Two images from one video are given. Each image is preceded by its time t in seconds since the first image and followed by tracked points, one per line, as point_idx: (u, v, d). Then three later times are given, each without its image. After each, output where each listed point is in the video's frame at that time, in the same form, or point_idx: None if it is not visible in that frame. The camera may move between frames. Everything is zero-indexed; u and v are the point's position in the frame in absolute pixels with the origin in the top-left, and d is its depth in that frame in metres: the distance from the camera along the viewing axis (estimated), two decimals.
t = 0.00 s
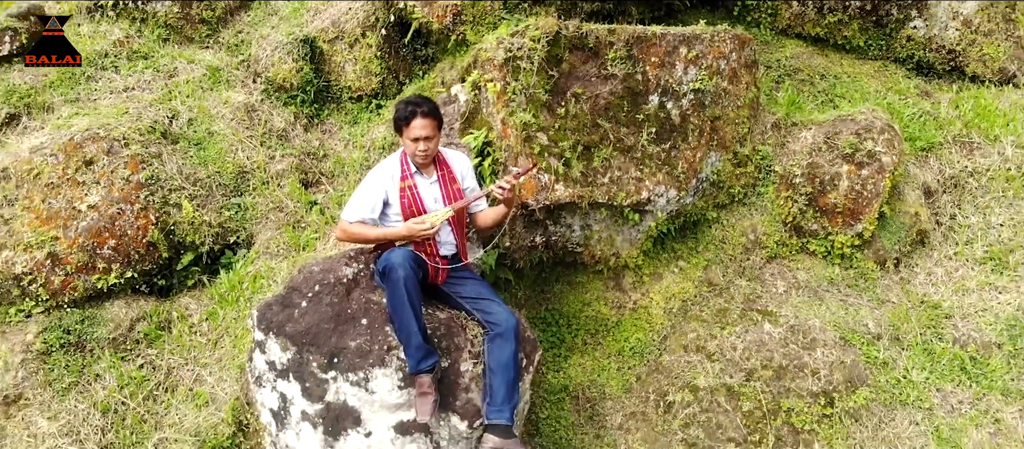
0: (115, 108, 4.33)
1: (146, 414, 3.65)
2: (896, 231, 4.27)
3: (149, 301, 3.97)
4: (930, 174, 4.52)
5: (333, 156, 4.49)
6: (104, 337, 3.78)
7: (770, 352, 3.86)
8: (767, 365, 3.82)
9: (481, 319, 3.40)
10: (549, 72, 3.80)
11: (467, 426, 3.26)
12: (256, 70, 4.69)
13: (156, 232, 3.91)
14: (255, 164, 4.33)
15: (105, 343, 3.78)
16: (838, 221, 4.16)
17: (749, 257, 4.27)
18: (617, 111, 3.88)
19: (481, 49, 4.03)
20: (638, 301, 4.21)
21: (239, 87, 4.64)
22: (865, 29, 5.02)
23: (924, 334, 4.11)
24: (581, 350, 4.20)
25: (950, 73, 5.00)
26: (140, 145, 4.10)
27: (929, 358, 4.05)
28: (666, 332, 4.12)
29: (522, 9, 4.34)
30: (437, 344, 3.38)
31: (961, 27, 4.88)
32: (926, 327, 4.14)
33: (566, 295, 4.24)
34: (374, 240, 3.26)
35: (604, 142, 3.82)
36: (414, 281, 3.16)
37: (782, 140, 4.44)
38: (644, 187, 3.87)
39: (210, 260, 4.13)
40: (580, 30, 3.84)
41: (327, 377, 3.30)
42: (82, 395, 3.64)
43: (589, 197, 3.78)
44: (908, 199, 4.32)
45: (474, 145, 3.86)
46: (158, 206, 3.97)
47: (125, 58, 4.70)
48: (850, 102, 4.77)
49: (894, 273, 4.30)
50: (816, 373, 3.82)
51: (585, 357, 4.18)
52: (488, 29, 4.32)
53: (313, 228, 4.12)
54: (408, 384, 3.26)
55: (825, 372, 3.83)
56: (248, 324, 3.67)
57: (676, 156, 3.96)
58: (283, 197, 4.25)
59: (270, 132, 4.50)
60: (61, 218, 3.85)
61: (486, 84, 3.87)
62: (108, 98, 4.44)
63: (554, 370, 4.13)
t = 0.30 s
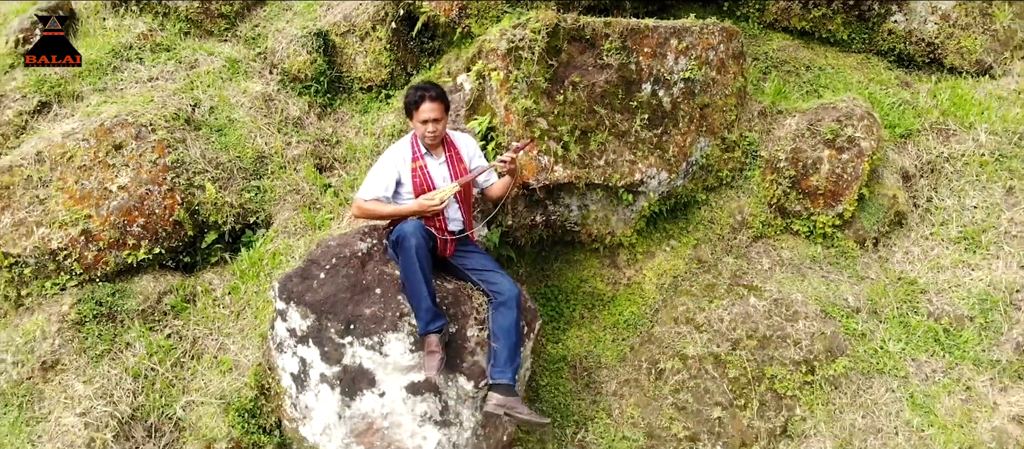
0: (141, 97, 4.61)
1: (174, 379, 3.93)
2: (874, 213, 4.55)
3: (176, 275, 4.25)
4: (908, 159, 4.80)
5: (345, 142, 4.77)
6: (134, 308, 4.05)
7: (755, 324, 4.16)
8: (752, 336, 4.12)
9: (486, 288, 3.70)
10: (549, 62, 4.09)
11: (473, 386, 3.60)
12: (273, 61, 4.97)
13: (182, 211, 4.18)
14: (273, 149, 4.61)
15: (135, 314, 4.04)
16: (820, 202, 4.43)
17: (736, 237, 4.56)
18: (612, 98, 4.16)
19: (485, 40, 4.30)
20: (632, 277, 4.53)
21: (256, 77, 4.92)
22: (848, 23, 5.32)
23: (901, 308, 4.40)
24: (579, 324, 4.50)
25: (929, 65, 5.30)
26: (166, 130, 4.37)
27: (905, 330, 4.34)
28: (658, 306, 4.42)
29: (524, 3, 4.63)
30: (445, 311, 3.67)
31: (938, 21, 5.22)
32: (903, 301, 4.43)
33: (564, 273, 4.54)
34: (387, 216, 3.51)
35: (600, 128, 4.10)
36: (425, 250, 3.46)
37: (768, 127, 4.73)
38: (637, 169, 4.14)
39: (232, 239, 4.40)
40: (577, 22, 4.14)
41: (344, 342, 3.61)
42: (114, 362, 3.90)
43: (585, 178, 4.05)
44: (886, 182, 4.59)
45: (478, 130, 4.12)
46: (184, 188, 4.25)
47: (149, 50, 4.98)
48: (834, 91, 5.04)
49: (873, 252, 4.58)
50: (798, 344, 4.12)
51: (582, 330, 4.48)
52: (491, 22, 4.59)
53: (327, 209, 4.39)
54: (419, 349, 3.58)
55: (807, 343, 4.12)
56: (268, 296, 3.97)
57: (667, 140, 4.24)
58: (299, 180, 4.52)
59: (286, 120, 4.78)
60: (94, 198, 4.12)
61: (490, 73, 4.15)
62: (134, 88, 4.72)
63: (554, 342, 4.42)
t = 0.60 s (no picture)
0: (167, 84, 4.95)
1: (201, 343, 4.26)
2: (851, 192, 4.88)
3: (202, 248, 4.59)
4: (882, 142, 5.15)
5: (357, 127, 5.11)
6: (164, 277, 4.38)
7: (737, 292, 4.52)
8: (734, 304, 4.48)
9: (489, 257, 4.04)
10: (548, 50, 4.44)
11: (477, 345, 3.96)
12: (289, 52, 5.30)
13: (207, 189, 4.52)
14: (290, 133, 4.95)
15: (165, 283, 4.38)
16: (800, 182, 4.77)
17: (721, 214, 4.90)
18: (605, 85, 4.50)
19: (488, 31, 4.64)
20: (625, 251, 4.89)
21: (274, 67, 5.26)
22: (828, 16, 5.66)
23: (875, 279, 4.74)
24: (575, 295, 4.84)
25: (905, 55, 5.65)
26: (192, 114, 4.72)
27: (878, 300, 4.70)
28: (648, 278, 4.78)
29: None
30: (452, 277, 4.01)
31: (914, 15, 5.57)
32: (876, 273, 4.77)
33: (561, 248, 4.89)
34: (399, 191, 3.84)
35: (594, 111, 4.44)
36: (435, 221, 3.81)
37: (751, 113, 5.06)
38: (629, 150, 4.49)
39: (253, 216, 4.74)
40: (573, 14, 4.49)
41: (360, 305, 3.99)
42: (147, 326, 4.24)
43: (580, 158, 4.40)
44: (862, 164, 4.93)
45: (482, 113, 4.44)
46: (209, 168, 4.58)
47: (173, 41, 5.32)
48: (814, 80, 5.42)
49: (850, 229, 4.91)
50: (776, 311, 4.46)
51: (577, 300, 4.83)
52: (494, 15, 4.94)
53: (341, 188, 4.73)
54: (428, 311, 3.92)
55: (785, 310, 4.47)
56: (289, 266, 4.33)
57: (657, 123, 4.58)
58: (315, 162, 4.87)
59: (302, 106, 5.12)
60: (127, 177, 4.44)
61: (493, 61, 4.49)
62: (160, 76, 5.06)
63: (551, 311, 4.77)
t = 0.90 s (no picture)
0: (193, 71, 5.34)
1: (228, 306, 4.67)
2: (827, 171, 5.28)
3: (227, 221, 4.98)
4: (857, 125, 5.55)
5: (368, 112, 5.51)
6: (194, 247, 4.78)
7: (720, 261, 4.90)
8: (717, 272, 4.86)
9: (492, 226, 4.45)
10: (545, 38, 4.82)
11: (481, 305, 4.39)
12: (304, 42, 5.71)
13: (232, 166, 4.90)
14: (307, 116, 5.36)
15: (194, 252, 4.78)
16: (778, 161, 5.18)
17: (706, 191, 5.29)
18: (598, 70, 4.88)
19: (490, 21, 5.04)
20: (616, 226, 5.30)
21: (291, 55, 5.66)
22: (809, 9, 6.15)
23: (848, 251, 5.15)
24: (570, 266, 5.24)
25: (881, 45, 6.10)
26: (217, 98, 5.11)
27: (850, 269, 5.10)
28: (638, 250, 5.18)
29: None
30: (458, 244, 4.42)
31: (888, 8, 6.03)
32: (849, 245, 5.16)
33: (558, 223, 5.31)
34: (409, 165, 4.22)
35: (588, 95, 4.84)
36: (442, 192, 4.21)
37: (734, 98, 5.44)
38: (620, 130, 4.90)
39: (274, 192, 5.13)
40: (569, 5, 4.88)
41: (374, 269, 4.38)
42: (178, 290, 4.62)
43: (575, 137, 4.81)
44: (837, 144, 5.31)
45: (484, 97, 4.86)
46: (234, 147, 4.96)
47: (197, 32, 5.72)
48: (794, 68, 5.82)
49: (825, 205, 5.32)
50: (756, 278, 4.86)
51: (572, 270, 5.23)
52: (496, 6, 5.34)
53: (355, 167, 5.14)
54: (436, 274, 4.34)
55: (764, 278, 4.86)
56: (308, 236, 4.74)
57: (646, 106, 4.99)
58: (330, 143, 5.28)
59: (317, 92, 5.52)
60: (158, 154, 4.82)
61: (495, 48, 4.89)
62: (186, 63, 5.45)
63: (549, 280, 5.17)
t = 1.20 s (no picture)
0: (216, 59, 5.78)
1: (252, 272, 5.12)
2: (802, 152, 5.72)
3: (249, 197, 5.42)
4: (833, 110, 5.96)
5: (378, 98, 5.94)
6: (220, 220, 5.22)
7: (702, 234, 5.34)
8: (699, 243, 5.31)
9: (493, 199, 4.88)
10: (541, 28, 5.34)
11: (483, 270, 4.83)
12: (319, 33, 6.15)
13: (254, 146, 5.34)
14: (322, 101, 5.79)
15: (220, 224, 5.22)
16: (757, 142, 5.62)
17: (690, 171, 5.74)
18: (591, 57, 5.38)
19: (492, 13, 5.48)
20: (608, 202, 5.73)
21: (306, 45, 6.10)
22: (789, 2, 6.58)
23: (822, 225, 5.58)
24: (565, 240, 5.67)
25: (856, 37, 6.54)
26: (240, 84, 5.54)
27: (824, 242, 5.53)
28: (627, 224, 5.61)
29: None
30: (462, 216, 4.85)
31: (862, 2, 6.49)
32: (823, 220, 5.59)
33: (554, 200, 5.74)
34: (417, 143, 4.64)
35: (581, 80, 5.32)
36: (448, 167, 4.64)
37: (717, 84, 5.93)
38: (611, 112, 5.35)
39: (292, 171, 5.57)
40: None
41: (385, 238, 4.81)
42: (206, 258, 5.06)
43: (569, 119, 5.27)
44: (812, 127, 5.74)
45: (486, 82, 5.26)
46: (255, 128, 5.40)
47: (219, 23, 6.16)
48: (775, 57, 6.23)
49: (801, 184, 5.74)
50: (735, 249, 5.30)
51: (567, 243, 5.66)
52: None
53: (366, 147, 5.58)
54: (443, 242, 4.78)
55: (743, 249, 5.30)
56: (325, 209, 5.18)
57: (635, 91, 5.46)
58: (343, 126, 5.71)
59: (331, 79, 5.95)
60: (187, 134, 5.25)
61: (496, 37, 5.32)
62: (209, 52, 5.89)
63: (545, 252, 5.59)
